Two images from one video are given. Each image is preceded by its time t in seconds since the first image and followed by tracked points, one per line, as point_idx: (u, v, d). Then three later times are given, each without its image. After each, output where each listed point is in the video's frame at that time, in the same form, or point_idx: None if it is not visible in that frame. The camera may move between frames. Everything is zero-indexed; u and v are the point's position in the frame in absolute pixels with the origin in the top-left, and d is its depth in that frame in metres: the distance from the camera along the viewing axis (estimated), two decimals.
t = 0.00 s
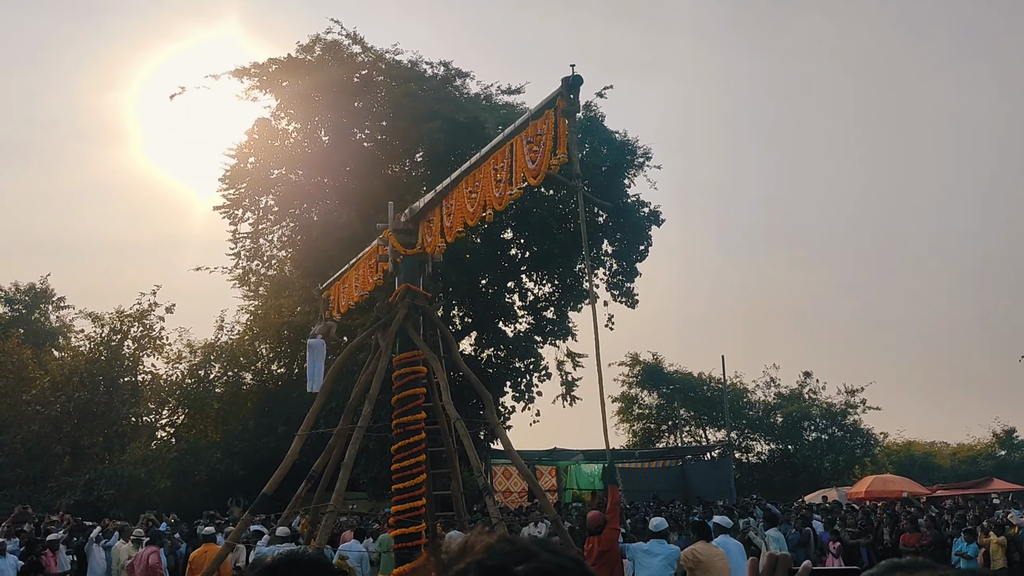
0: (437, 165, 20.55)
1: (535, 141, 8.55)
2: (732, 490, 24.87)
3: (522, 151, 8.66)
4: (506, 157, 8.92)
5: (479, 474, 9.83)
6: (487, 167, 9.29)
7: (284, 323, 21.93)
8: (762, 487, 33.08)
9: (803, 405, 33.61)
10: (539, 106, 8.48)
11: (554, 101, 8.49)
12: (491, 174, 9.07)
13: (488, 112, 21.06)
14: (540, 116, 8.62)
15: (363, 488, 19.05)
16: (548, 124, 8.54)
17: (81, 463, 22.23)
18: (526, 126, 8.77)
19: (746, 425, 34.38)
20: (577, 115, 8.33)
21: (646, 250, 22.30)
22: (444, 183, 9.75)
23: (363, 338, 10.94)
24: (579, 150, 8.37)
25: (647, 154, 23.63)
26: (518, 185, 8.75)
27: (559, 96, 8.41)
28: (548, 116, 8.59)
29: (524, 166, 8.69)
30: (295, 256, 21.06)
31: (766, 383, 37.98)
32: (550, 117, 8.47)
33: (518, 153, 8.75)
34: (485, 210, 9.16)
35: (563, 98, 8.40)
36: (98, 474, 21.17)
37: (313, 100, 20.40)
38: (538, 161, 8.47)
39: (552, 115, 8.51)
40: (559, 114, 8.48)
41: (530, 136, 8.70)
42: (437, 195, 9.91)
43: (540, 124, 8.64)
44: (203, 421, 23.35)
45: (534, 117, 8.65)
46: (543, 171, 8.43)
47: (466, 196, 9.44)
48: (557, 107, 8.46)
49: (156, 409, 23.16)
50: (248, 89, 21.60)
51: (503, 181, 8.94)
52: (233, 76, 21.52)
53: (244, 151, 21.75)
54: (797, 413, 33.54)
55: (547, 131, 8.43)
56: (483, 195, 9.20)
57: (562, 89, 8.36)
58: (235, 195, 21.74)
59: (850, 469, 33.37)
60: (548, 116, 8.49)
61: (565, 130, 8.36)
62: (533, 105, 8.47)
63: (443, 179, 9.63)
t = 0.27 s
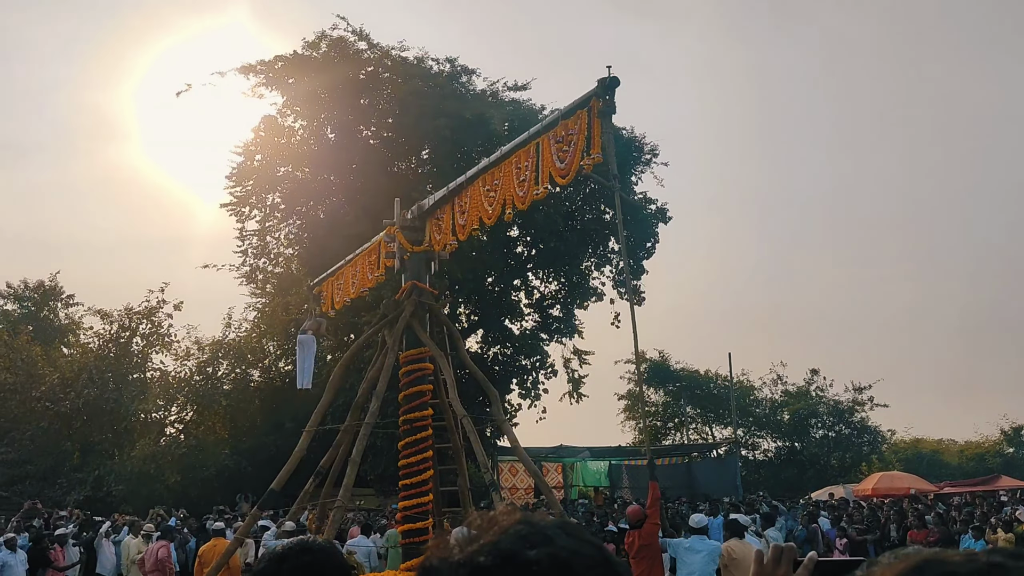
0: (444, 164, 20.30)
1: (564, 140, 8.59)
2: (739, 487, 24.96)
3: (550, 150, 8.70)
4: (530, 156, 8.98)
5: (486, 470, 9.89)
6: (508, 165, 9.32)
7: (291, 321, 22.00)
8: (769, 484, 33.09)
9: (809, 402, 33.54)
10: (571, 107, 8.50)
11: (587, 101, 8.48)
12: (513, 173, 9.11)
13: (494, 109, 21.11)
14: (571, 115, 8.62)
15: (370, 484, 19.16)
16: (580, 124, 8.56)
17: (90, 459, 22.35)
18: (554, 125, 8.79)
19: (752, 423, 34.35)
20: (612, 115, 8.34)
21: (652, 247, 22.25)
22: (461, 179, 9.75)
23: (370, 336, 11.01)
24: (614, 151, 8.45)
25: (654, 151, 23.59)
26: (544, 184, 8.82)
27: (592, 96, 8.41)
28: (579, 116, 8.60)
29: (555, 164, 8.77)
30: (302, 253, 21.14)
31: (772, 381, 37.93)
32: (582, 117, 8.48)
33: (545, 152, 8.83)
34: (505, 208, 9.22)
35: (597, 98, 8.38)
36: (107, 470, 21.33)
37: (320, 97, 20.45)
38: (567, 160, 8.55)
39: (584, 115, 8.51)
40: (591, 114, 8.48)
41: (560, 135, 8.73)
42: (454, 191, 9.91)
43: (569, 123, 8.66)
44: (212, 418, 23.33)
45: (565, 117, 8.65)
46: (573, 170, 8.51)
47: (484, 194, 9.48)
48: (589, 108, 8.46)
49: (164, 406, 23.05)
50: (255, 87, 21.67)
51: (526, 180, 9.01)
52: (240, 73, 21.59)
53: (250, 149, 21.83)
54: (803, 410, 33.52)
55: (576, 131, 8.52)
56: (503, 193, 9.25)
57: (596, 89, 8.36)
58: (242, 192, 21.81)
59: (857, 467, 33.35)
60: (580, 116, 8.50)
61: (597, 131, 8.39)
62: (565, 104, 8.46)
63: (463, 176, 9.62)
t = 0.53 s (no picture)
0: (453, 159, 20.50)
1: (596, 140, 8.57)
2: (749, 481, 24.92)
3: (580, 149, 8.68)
4: (556, 153, 8.97)
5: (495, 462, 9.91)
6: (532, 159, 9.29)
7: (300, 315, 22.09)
8: (778, 478, 33.07)
9: (820, 396, 33.42)
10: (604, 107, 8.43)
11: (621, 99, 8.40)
12: (537, 169, 9.10)
13: (503, 103, 21.11)
14: (603, 114, 8.57)
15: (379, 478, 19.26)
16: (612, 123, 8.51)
17: (102, 452, 22.53)
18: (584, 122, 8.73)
19: (762, 416, 34.31)
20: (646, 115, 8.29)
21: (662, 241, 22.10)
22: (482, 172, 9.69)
23: (379, 329, 11.05)
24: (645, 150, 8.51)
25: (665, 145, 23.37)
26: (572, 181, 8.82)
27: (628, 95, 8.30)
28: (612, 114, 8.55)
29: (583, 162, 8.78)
30: (311, 247, 21.22)
31: (783, 374, 37.85)
32: (616, 116, 8.42)
33: (573, 149, 8.82)
34: (528, 204, 9.24)
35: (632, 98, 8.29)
36: (119, 463, 21.51)
37: (329, 92, 20.45)
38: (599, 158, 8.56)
39: (619, 114, 8.45)
40: (624, 113, 8.43)
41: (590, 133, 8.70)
42: (472, 183, 9.86)
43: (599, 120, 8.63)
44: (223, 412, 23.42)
45: (597, 116, 8.59)
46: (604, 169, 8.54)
47: (504, 189, 9.49)
48: (624, 107, 8.39)
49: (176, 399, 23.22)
50: (264, 82, 21.76)
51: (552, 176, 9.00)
52: (249, 68, 21.65)
53: (260, 144, 21.92)
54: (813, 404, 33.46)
55: (607, 128, 8.52)
56: (525, 189, 9.27)
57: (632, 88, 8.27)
58: (251, 187, 21.90)
59: (867, 461, 33.28)
60: (614, 115, 8.45)
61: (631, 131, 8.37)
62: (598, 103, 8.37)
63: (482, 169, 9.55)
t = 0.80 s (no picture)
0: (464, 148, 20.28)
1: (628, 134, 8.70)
2: (761, 472, 24.82)
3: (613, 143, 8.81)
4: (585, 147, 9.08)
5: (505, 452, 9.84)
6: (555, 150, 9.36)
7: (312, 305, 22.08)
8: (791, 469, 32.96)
9: (832, 388, 33.27)
10: (639, 102, 8.55)
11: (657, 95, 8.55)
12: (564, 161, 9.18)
13: (514, 93, 21.03)
14: (636, 108, 8.72)
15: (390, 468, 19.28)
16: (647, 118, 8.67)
17: (115, 442, 22.67)
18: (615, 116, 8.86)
19: (774, 408, 34.18)
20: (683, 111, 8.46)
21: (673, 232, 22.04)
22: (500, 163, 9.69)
23: (390, 320, 11.02)
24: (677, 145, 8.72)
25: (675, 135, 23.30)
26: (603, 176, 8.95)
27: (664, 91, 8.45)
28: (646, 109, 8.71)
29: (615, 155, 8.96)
30: (322, 238, 21.22)
31: (795, 366, 37.69)
32: (652, 111, 8.57)
33: (603, 143, 8.94)
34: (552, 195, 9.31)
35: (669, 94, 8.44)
36: (132, 453, 21.63)
37: (341, 83, 20.47)
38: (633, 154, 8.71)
39: (654, 109, 8.61)
40: (659, 108, 8.59)
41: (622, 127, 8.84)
42: (488, 174, 9.84)
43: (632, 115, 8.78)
44: (235, 402, 23.50)
45: (630, 110, 8.72)
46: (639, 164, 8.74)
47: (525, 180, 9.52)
48: (659, 103, 8.54)
49: (188, 390, 23.31)
50: (276, 74, 21.76)
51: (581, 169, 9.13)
52: (261, 60, 21.66)
53: (272, 136, 21.93)
54: (826, 396, 33.32)
55: (641, 124, 8.68)
56: (550, 180, 9.34)
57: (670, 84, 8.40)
58: (263, 179, 21.93)
59: (881, 454, 33.13)
60: (649, 111, 8.59)
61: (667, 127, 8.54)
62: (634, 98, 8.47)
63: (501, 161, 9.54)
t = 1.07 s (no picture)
0: (474, 145, 20.32)
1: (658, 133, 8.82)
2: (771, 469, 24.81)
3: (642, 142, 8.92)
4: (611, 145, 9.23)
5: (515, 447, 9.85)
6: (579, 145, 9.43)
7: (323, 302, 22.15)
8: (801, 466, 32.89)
9: (844, 385, 33.17)
10: (670, 101, 8.64)
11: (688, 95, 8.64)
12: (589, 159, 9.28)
13: (524, 89, 21.01)
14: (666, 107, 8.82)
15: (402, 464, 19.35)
16: (678, 118, 8.78)
17: (128, 438, 22.82)
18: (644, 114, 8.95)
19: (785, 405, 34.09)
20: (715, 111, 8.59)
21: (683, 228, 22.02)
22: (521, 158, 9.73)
23: (400, 316, 11.05)
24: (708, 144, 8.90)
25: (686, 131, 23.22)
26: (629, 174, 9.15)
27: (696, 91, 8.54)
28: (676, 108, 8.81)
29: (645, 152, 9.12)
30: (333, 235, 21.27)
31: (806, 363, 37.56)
32: (682, 111, 8.67)
33: (629, 141, 9.12)
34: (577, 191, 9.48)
35: (700, 94, 8.54)
36: (145, 449, 21.77)
37: (351, 80, 20.50)
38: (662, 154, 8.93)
39: (685, 109, 8.71)
40: (690, 107, 8.70)
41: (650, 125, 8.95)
42: (507, 169, 9.87)
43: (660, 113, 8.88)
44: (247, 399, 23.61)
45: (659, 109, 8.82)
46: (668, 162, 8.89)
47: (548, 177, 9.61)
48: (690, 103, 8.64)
49: (200, 386, 23.44)
50: (286, 70, 21.79)
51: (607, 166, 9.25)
52: (271, 56, 21.70)
53: (282, 133, 21.96)
54: (837, 393, 33.23)
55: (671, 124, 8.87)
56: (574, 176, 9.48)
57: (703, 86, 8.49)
58: (274, 175, 21.98)
59: (892, 451, 33.04)
60: (680, 110, 8.70)
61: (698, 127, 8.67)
62: (665, 97, 8.55)
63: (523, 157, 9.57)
